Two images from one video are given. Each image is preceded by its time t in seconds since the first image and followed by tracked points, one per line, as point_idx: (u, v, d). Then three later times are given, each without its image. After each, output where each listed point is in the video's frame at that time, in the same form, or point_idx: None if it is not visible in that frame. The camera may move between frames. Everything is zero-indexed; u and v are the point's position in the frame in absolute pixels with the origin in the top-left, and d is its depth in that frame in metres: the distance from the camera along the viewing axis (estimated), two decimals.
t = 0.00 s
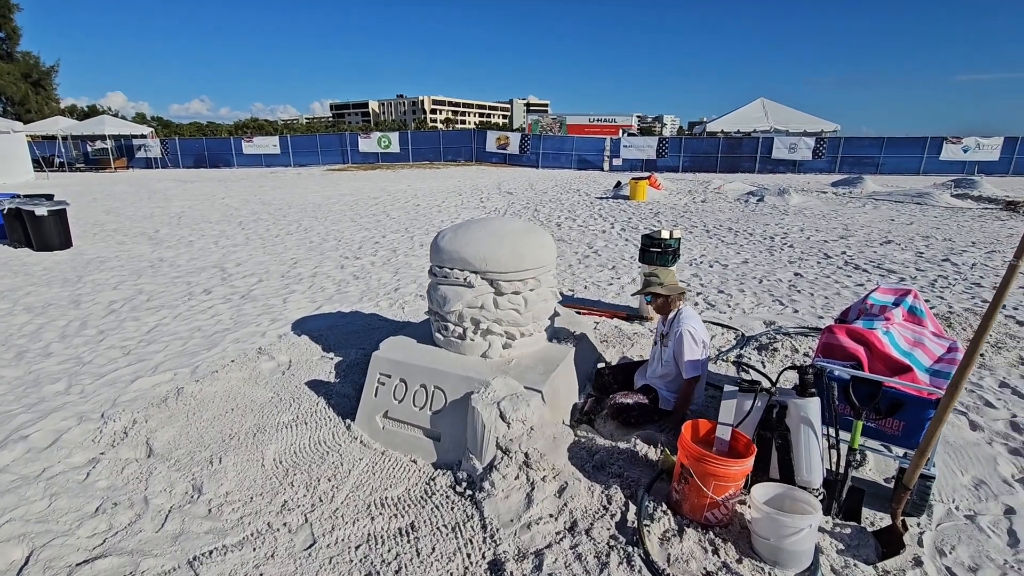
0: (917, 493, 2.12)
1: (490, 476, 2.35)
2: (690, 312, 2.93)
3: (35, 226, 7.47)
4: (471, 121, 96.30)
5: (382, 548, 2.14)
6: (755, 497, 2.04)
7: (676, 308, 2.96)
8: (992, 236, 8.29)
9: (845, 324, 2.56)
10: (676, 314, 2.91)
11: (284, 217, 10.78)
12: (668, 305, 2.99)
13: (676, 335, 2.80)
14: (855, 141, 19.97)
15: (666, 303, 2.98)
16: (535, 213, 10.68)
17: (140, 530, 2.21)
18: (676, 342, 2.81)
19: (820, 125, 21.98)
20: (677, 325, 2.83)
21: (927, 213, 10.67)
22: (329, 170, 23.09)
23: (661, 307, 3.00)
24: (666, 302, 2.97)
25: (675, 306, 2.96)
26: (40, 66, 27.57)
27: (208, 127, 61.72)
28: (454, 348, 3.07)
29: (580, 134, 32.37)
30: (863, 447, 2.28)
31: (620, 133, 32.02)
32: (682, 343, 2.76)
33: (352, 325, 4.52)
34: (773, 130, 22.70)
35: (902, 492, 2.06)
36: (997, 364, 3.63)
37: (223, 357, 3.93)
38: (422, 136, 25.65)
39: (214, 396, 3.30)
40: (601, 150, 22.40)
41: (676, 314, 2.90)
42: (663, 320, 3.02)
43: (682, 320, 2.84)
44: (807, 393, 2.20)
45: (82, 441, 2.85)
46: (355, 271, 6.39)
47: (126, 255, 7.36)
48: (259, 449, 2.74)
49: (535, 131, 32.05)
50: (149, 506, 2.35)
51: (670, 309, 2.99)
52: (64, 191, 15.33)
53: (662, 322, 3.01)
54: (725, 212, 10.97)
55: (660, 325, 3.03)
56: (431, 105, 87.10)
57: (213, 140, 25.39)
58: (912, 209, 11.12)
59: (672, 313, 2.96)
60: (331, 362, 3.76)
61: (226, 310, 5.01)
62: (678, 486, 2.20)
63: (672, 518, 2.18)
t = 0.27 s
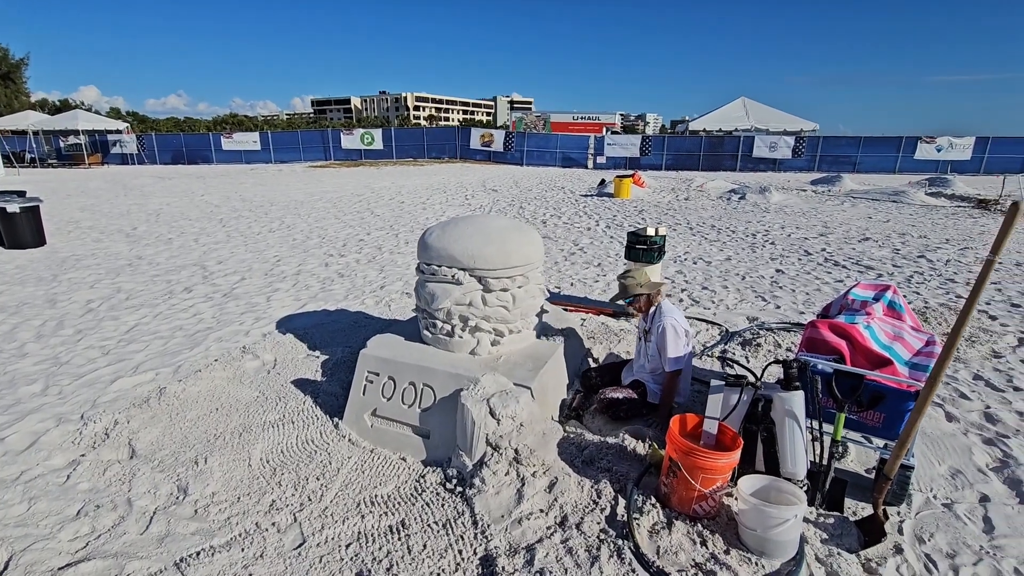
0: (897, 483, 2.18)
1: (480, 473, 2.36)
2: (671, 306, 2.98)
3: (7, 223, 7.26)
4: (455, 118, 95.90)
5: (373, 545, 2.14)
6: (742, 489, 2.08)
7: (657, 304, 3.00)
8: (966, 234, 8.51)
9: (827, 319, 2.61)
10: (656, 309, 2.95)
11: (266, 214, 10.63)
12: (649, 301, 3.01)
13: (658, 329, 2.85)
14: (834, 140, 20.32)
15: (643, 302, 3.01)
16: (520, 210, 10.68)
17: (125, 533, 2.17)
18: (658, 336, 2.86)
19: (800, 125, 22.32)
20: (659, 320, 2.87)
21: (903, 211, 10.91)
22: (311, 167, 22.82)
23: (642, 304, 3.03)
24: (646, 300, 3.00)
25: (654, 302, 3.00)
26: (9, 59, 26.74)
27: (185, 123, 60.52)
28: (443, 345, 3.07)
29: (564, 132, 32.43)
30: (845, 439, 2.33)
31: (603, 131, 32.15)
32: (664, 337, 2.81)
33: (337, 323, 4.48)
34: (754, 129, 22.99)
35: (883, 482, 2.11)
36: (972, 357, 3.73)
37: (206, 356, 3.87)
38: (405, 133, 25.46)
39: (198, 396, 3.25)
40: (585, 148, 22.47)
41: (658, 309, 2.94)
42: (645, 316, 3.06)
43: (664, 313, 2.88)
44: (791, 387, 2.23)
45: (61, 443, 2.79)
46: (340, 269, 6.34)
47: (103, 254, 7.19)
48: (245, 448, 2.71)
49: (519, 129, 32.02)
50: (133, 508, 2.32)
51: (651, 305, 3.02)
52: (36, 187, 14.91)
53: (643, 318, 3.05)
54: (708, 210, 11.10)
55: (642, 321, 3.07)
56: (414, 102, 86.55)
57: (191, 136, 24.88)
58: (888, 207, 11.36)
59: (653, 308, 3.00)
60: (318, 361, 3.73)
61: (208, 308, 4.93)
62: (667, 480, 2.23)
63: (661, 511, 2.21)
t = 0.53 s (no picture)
0: (871, 477, 2.23)
1: (464, 473, 2.36)
2: (640, 303, 3.03)
3: None
4: (436, 117, 95.47)
5: (355, 548, 2.12)
6: (722, 485, 2.11)
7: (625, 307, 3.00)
8: (936, 233, 8.75)
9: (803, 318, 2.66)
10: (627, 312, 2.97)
11: (245, 213, 10.45)
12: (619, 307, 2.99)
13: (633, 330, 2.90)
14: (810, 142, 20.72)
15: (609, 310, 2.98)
16: (503, 210, 10.68)
17: (99, 540, 2.12)
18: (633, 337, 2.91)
19: (778, 126, 22.70)
20: (631, 320, 2.92)
21: (876, 211, 11.16)
22: (291, 165, 22.50)
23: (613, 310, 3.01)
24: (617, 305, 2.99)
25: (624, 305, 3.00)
26: None
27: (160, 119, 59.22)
28: (425, 345, 3.05)
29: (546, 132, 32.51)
30: (822, 435, 2.38)
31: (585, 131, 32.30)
32: (640, 338, 2.86)
33: (318, 324, 4.43)
34: (734, 130, 23.32)
35: (858, 476, 2.16)
36: (942, 353, 3.84)
37: (183, 358, 3.79)
38: (387, 131, 25.25)
39: (174, 399, 3.19)
40: (568, 147, 22.55)
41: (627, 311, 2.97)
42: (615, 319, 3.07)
43: (635, 313, 2.92)
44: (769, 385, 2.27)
45: (30, 449, 2.71)
46: (321, 268, 6.26)
47: (74, 253, 7.01)
48: (224, 452, 2.66)
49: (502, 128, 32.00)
50: (107, 514, 2.26)
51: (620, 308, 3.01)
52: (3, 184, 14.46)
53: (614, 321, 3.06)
54: (688, 210, 11.23)
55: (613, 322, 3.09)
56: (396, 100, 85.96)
57: (166, 132, 24.34)
58: (863, 207, 11.62)
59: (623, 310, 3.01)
60: (298, 362, 3.68)
61: (185, 309, 4.84)
62: (649, 477, 2.26)
63: (642, 509, 2.23)
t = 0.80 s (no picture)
0: (854, 473, 2.27)
1: (453, 476, 2.35)
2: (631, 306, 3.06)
3: None
4: (423, 119, 95.26)
5: (344, 553, 2.11)
6: (709, 484, 2.13)
7: (617, 310, 3.02)
8: (915, 233, 8.92)
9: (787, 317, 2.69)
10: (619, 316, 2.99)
11: (228, 216, 10.34)
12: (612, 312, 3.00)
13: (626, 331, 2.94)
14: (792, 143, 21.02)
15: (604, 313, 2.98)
16: (489, 212, 10.69)
17: (81, 550, 2.09)
18: (626, 337, 2.95)
19: (761, 128, 22.98)
20: (625, 324, 2.95)
21: (857, 211, 11.36)
22: (275, 167, 22.29)
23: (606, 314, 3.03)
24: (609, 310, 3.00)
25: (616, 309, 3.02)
26: None
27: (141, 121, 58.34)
28: (414, 348, 3.04)
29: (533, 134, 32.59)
30: (806, 432, 2.42)
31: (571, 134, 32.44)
32: (633, 339, 2.91)
33: (304, 327, 4.39)
34: (717, 132, 23.57)
35: (841, 472, 2.20)
36: (921, 351, 3.92)
37: (166, 364, 3.74)
38: (372, 133, 25.13)
39: (158, 405, 3.14)
40: (554, 149, 22.62)
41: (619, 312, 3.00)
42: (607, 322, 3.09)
43: (627, 314, 2.97)
44: (754, 383, 2.30)
45: (8, 458, 2.66)
46: (307, 272, 6.22)
47: (53, 258, 6.87)
48: (209, 458, 2.64)
49: (488, 130, 32.00)
50: (89, 523, 2.23)
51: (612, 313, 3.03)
52: None
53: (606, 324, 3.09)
54: (673, 211, 11.33)
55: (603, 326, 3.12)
56: (382, 102, 85.67)
57: (147, 135, 23.97)
58: (844, 208, 11.81)
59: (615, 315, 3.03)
60: (284, 366, 3.65)
61: (167, 314, 4.77)
62: (637, 477, 2.27)
63: (630, 508, 2.25)
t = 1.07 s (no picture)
0: (847, 473, 2.29)
1: (448, 480, 2.35)
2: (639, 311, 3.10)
3: None
4: (416, 122, 95.26)
5: (339, 558, 2.10)
6: (704, 486, 2.14)
7: (626, 310, 3.06)
8: (905, 235, 9.01)
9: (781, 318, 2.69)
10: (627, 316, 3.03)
11: (221, 220, 10.28)
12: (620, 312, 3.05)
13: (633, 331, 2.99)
14: (784, 146, 21.16)
15: (615, 309, 3.02)
16: (484, 215, 10.69)
17: (72, 557, 2.07)
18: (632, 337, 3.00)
19: (753, 131, 23.13)
20: (632, 326, 2.99)
21: (848, 213, 11.46)
22: (268, 171, 22.21)
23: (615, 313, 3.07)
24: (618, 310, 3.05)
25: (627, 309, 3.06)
26: None
27: (132, 125, 57.99)
28: (408, 352, 3.04)
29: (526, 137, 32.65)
30: (800, 433, 2.44)
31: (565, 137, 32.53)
32: (637, 341, 2.95)
33: (298, 332, 4.38)
34: (710, 135, 23.70)
35: (835, 473, 2.22)
36: (912, 351, 3.96)
37: (159, 369, 3.71)
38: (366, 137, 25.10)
39: (150, 410, 3.12)
40: (548, 152, 22.67)
41: (627, 313, 3.04)
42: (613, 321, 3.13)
43: (635, 317, 3.02)
44: (747, 384, 2.32)
45: None
46: (300, 276, 6.19)
47: (43, 263, 6.82)
48: (202, 464, 2.62)
49: (482, 133, 32.05)
50: (80, 531, 2.21)
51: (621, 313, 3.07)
52: None
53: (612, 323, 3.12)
54: (667, 214, 11.38)
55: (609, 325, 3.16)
56: (375, 105, 85.58)
57: (139, 138, 23.82)
58: (835, 210, 11.90)
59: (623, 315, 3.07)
60: (278, 371, 3.63)
61: (159, 319, 4.74)
62: (632, 479, 2.28)
63: (626, 511, 2.25)
